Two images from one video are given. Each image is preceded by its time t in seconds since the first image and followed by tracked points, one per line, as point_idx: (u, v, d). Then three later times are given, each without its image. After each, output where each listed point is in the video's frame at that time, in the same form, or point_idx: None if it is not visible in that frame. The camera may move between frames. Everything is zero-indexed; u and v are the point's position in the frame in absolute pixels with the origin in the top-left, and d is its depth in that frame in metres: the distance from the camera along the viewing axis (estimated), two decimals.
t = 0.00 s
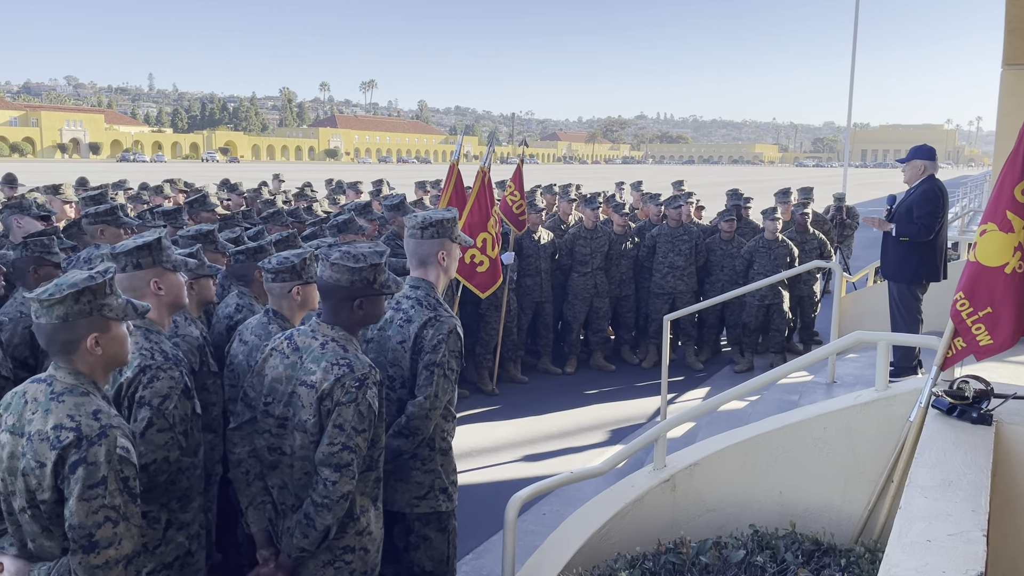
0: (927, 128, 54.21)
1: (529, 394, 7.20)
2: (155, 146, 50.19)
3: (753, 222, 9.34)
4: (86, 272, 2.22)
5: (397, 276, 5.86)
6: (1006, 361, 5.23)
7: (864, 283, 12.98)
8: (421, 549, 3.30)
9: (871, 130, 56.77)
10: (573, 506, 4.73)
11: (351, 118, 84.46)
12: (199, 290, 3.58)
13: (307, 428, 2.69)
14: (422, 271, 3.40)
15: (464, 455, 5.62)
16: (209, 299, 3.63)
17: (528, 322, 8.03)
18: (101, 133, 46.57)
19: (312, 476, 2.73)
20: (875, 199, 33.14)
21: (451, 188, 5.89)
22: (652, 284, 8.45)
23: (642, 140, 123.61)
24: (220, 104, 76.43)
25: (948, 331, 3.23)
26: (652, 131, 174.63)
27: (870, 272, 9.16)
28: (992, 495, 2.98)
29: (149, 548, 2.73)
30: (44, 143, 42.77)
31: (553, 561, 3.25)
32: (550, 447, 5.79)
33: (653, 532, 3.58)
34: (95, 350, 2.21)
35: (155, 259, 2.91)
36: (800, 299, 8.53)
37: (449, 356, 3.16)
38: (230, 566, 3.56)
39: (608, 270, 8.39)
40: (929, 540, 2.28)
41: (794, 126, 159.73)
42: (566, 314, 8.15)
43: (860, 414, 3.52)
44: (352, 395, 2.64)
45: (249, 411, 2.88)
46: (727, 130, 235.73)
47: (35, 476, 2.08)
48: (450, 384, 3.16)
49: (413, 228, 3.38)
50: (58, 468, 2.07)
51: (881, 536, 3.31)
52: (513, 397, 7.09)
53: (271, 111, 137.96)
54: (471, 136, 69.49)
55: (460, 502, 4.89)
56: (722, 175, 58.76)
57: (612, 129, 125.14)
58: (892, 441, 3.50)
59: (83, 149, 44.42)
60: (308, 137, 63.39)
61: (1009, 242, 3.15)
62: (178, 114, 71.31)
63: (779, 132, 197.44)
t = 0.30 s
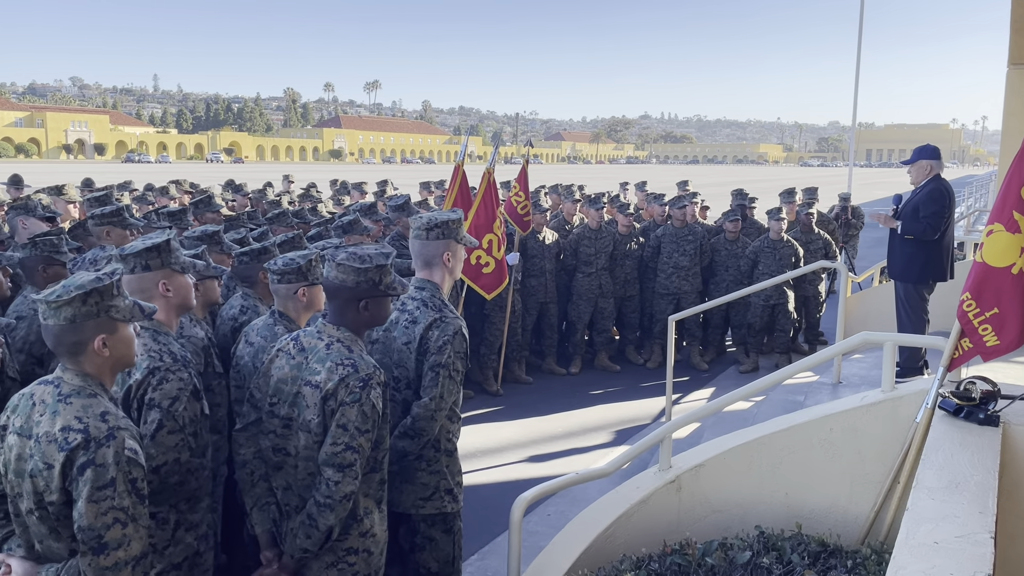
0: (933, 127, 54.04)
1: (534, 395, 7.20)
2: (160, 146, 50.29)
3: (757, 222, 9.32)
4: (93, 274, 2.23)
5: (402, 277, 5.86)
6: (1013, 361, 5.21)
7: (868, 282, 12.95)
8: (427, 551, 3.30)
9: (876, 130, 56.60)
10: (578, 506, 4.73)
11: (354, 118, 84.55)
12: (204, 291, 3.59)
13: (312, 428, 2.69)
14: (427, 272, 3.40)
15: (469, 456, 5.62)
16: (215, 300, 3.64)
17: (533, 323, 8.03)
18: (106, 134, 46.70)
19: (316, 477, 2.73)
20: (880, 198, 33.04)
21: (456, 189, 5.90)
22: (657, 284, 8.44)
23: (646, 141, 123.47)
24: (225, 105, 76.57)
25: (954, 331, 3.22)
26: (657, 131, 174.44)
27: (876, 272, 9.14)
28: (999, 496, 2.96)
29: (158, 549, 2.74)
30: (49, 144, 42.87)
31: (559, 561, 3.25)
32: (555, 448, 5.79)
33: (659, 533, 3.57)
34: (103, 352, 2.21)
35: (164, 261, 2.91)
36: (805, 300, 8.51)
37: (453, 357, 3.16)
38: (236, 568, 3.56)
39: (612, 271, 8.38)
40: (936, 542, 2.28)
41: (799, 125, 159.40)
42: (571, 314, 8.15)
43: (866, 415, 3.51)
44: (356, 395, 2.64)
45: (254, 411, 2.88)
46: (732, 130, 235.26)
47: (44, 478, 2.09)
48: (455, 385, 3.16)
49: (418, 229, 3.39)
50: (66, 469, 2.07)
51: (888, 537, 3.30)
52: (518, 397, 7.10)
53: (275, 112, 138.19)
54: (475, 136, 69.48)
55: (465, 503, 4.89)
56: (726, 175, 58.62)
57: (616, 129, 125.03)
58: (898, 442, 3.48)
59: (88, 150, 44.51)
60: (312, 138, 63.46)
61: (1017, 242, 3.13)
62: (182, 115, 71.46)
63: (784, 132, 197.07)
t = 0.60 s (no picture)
0: (939, 127, 53.82)
1: (540, 395, 7.20)
2: (166, 148, 50.42)
3: (763, 222, 9.29)
4: (98, 275, 2.24)
5: (407, 278, 5.86)
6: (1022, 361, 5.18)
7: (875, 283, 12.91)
8: (434, 552, 3.30)
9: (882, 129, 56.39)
10: (584, 508, 4.72)
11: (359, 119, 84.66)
12: (210, 293, 3.59)
13: (319, 429, 2.70)
14: (433, 273, 3.40)
15: (475, 456, 5.62)
16: (220, 302, 3.64)
17: (538, 323, 8.03)
18: (112, 135, 46.86)
19: (324, 478, 2.74)
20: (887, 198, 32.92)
21: (461, 190, 5.90)
22: (662, 285, 8.43)
23: (651, 141, 123.40)
24: (230, 106, 76.78)
25: (963, 331, 3.20)
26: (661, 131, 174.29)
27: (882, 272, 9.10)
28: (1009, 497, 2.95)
29: (166, 549, 2.75)
30: (55, 146, 43.03)
31: (565, 563, 3.25)
32: (561, 448, 5.78)
33: (666, 534, 3.56)
34: (109, 352, 2.22)
35: (169, 262, 2.92)
36: (811, 300, 8.48)
37: (460, 358, 3.15)
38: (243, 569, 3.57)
39: (618, 271, 8.37)
40: (945, 543, 2.27)
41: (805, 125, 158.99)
42: (576, 315, 8.15)
43: (874, 416, 3.50)
44: (364, 396, 2.64)
45: (261, 413, 2.88)
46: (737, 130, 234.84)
47: (51, 479, 2.09)
48: (462, 386, 3.16)
49: (423, 231, 3.38)
50: (72, 470, 2.08)
51: (897, 538, 3.29)
52: (523, 398, 7.09)
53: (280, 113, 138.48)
54: (480, 137, 69.50)
55: (471, 504, 4.89)
56: (731, 174, 58.47)
57: (621, 129, 124.95)
58: (906, 443, 3.47)
59: (94, 151, 44.67)
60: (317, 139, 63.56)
61: None
62: (188, 116, 71.69)
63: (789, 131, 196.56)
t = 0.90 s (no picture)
0: (946, 127, 53.62)
1: (546, 396, 7.20)
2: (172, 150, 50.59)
3: (769, 222, 9.28)
4: (104, 276, 2.25)
5: (414, 279, 5.87)
6: None
7: (881, 283, 12.87)
8: (440, 553, 3.31)
9: (888, 129, 56.22)
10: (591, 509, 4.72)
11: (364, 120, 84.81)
12: (217, 294, 3.61)
13: (326, 429, 2.71)
14: (440, 274, 3.41)
15: (481, 458, 5.63)
16: (227, 303, 3.66)
17: (544, 324, 8.03)
18: (119, 138, 47.03)
19: (330, 478, 2.75)
20: (893, 199, 32.79)
21: (467, 191, 5.91)
22: (668, 285, 8.42)
23: (656, 141, 123.27)
24: (235, 108, 77.04)
25: (969, 331, 3.20)
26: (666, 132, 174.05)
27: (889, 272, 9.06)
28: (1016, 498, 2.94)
29: (175, 550, 2.77)
30: (62, 148, 43.20)
31: (571, 563, 3.25)
32: (567, 450, 5.78)
33: (672, 535, 3.55)
34: (115, 354, 2.24)
35: (176, 264, 2.93)
36: (817, 300, 8.46)
37: (467, 359, 3.16)
38: (249, 569, 3.58)
39: (623, 272, 8.37)
40: (953, 543, 2.26)
41: (811, 125, 158.63)
42: (582, 316, 8.15)
43: (881, 416, 3.50)
44: (370, 396, 2.65)
45: (268, 413, 2.90)
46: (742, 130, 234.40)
47: (57, 481, 2.11)
48: (469, 387, 3.17)
49: (431, 231, 3.39)
50: (79, 471, 2.09)
51: (904, 538, 3.28)
52: (529, 399, 7.10)
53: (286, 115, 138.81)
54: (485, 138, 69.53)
55: (477, 505, 4.89)
56: (736, 175, 58.34)
57: (626, 130, 124.84)
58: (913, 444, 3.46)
59: (101, 154, 44.86)
60: (322, 141, 63.70)
61: None
62: (194, 118, 71.93)
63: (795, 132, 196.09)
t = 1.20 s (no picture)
0: (951, 126, 53.45)
1: (550, 397, 7.20)
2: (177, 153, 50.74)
3: (774, 222, 9.26)
4: (110, 278, 2.27)
5: (418, 280, 5.89)
6: None
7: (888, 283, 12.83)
8: (445, 553, 3.32)
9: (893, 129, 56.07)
10: (595, 509, 4.72)
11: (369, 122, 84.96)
12: (223, 295, 3.62)
13: (330, 429, 2.72)
14: (445, 274, 3.42)
15: (485, 458, 5.63)
16: (233, 305, 3.68)
17: (548, 325, 8.03)
18: (124, 141, 47.21)
19: (335, 478, 2.76)
20: (898, 199, 32.69)
21: (472, 193, 5.92)
22: (672, 286, 8.42)
23: (660, 142, 123.15)
24: (240, 110, 77.26)
25: (974, 331, 3.19)
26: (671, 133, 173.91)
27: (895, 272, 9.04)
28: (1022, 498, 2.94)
29: (182, 550, 2.79)
30: (67, 151, 43.67)
31: (576, 564, 3.25)
32: (572, 450, 5.78)
33: (677, 535, 3.55)
34: (121, 355, 2.25)
35: (182, 265, 2.95)
36: (822, 301, 8.45)
37: (472, 360, 3.17)
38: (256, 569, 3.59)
39: (627, 273, 8.37)
40: (958, 542, 2.26)
41: (816, 125, 158.35)
42: (586, 317, 8.15)
43: (885, 416, 3.50)
44: (373, 396, 2.66)
45: (272, 414, 2.91)
46: (746, 131, 234.05)
47: (63, 482, 2.12)
48: (474, 388, 3.17)
49: (436, 232, 3.40)
50: (85, 472, 2.11)
51: (909, 539, 3.28)
52: (534, 400, 7.10)
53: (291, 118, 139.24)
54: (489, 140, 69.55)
55: (482, 506, 4.90)
56: (741, 175, 58.24)
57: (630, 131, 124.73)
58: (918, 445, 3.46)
59: (106, 157, 45.19)
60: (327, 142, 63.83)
61: None
62: (199, 121, 72.26)
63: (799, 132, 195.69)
